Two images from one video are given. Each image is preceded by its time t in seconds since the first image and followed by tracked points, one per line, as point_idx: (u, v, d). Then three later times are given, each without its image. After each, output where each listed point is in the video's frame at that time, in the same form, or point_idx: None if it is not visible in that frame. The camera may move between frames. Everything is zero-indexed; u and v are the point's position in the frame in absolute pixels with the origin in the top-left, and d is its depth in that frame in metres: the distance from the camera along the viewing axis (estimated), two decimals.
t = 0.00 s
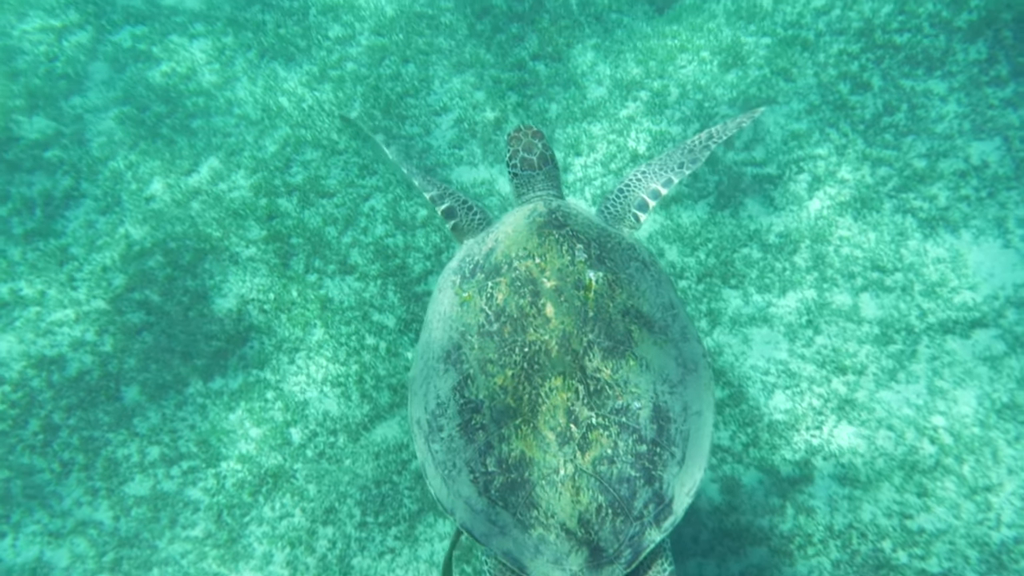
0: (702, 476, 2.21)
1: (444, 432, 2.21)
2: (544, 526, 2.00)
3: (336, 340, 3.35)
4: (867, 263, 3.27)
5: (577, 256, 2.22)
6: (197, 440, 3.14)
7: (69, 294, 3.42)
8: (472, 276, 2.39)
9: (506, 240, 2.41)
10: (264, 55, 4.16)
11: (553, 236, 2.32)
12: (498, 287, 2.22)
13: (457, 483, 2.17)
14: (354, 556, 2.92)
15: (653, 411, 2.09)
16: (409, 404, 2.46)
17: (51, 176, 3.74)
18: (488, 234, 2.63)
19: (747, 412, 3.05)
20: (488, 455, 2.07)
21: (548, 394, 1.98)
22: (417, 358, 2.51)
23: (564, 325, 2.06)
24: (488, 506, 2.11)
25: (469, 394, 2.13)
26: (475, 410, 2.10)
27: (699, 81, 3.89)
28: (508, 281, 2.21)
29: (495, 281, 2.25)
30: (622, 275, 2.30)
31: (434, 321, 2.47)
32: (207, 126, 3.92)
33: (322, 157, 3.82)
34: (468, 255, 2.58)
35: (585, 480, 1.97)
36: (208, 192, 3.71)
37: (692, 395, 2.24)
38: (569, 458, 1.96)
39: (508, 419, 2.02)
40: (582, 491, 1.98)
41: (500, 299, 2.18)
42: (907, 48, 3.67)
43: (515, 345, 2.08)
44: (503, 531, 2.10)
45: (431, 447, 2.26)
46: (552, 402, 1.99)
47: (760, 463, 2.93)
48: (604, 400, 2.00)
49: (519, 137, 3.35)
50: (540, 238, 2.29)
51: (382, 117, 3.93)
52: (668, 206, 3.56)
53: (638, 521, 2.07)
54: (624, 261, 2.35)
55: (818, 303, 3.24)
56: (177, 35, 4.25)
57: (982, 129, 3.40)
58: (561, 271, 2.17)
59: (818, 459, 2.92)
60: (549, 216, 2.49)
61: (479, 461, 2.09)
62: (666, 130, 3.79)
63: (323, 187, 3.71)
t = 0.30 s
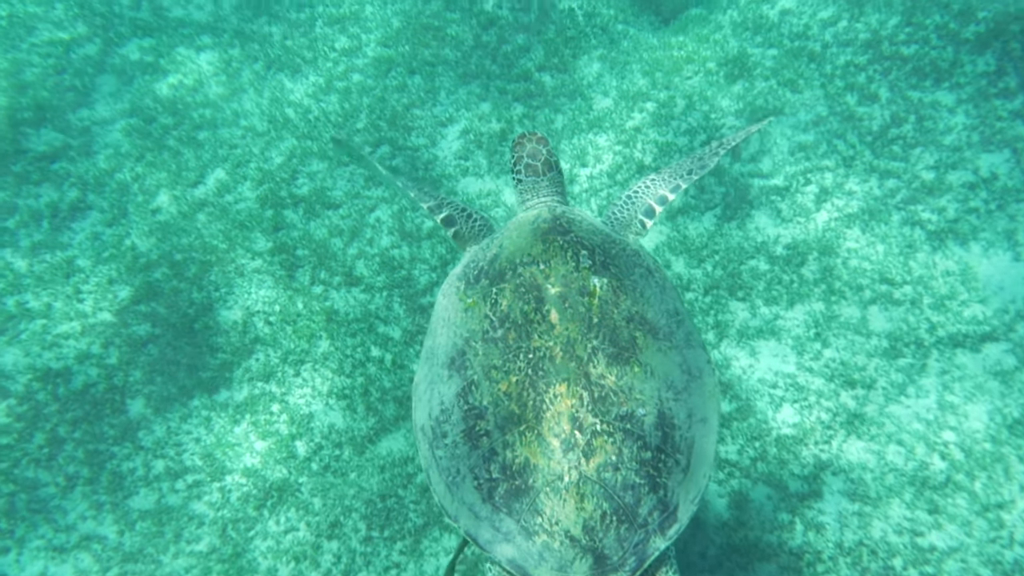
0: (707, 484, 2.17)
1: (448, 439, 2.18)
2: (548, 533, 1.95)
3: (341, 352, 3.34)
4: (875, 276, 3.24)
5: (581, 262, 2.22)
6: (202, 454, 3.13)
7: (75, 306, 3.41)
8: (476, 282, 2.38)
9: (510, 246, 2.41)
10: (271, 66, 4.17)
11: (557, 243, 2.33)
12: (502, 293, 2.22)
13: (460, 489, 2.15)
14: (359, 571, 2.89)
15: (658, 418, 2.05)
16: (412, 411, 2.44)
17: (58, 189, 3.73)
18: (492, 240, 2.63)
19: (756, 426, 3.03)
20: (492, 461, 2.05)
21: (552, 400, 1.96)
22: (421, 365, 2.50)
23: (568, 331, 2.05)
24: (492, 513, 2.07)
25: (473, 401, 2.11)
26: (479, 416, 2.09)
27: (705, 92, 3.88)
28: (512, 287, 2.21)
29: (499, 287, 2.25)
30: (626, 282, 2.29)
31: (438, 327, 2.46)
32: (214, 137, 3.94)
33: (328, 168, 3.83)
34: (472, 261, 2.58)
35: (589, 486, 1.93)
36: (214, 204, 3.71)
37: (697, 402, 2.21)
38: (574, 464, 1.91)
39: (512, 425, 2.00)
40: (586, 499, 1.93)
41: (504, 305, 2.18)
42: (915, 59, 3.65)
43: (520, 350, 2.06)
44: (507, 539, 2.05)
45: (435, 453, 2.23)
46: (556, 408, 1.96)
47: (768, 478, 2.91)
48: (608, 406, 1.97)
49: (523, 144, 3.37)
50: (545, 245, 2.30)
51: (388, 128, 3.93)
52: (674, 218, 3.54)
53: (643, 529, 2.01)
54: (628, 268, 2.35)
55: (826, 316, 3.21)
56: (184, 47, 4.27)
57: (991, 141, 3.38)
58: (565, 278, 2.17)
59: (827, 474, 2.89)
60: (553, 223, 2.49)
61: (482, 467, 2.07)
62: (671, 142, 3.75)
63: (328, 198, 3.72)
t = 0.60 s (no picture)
0: (711, 490, 2.15)
1: (451, 444, 2.17)
2: (551, 539, 1.93)
3: (346, 365, 3.33)
4: (883, 289, 3.22)
5: (585, 267, 2.20)
6: (206, 468, 3.11)
7: (80, 318, 3.40)
8: (479, 287, 2.36)
9: (514, 250, 2.39)
10: (276, 78, 4.18)
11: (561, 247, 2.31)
12: (505, 298, 2.20)
13: (464, 495, 2.13)
14: None
15: (662, 423, 2.04)
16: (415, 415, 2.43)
17: (64, 201, 3.73)
18: (495, 245, 2.61)
19: (763, 440, 3.01)
20: (496, 467, 2.03)
21: (556, 406, 1.94)
22: (424, 369, 2.48)
23: (572, 336, 2.03)
24: (496, 519, 2.05)
25: (476, 406, 2.10)
26: (482, 422, 2.07)
27: (711, 104, 3.89)
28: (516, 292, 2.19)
29: (503, 291, 2.23)
30: (630, 287, 2.28)
31: (442, 331, 2.45)
32: (220, 149, 3.95)
33: (333, 180, 3.83)
34: (475, 266, 2.56)
35: (593, 493, 1.91)
36: (220, 216, 3.71)
37: (701, 408, 2.20)
38: (578, 471, 1.90)
39: (516, 431, 1.98)
40: (590, 505, 1.92)
41: (508, 310, 2.16)
42: (922, 70, 3.63)
43: (524, 355, 2.05)
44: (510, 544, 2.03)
45: (438, 458, 2.22)
46: (560, 414, 1.94)
47: (777, 493, 2.88)
48: (611, 412, 1.95)
49: (528, 149, 3.39)
50: (549, 249, 2.28)
51: (393, 140, 3.92)
52: (680, 229, 3.55)
53: (647, 536, 2.00)
54: (631, 273, 2.34)
55: (834, 329, 3.20)
56: (190, 59, 4.28)
57: (999, 153, 3.36)
58: (569, 282, 2.14)
59: (836, 490, 2.86)
60: (557, 228, 2.47)
61: (486, 473, 2.05)
62: (677, 152, 3.76)
63: (334, 210, 3.72)
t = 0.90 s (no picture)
0: (712, 494, 2.13)
1: (452, 446, 2.16)
2: (552, 543, 1.90)
3: (349, 374, 3.32)
4: (889, 298, 3.21)
5: (587, 270, 2.19)
6: (209, 479, 3.10)
7: (83, 327, 3.39)
8: (482, 289, 2.35)
9: (516, 254, 2.39)
10: (280, 86, 4.17)
11: (563, 251, 2.30)
12: (508, 300, 2.19)
13: (465, 498, 2.12)
14: None
15: (663, 427, 2.02)
16: (417, 418, 2.43)
17: (67, 210, 3.72)
18: (497, 248, 2.60)
19: (768, 452, 3.00)
20: (497, 470, 2.01)
21: (557, 409, 1.91)
22: (426, 372, 2.48)
23: (573, 339, 2.01)
24: (497, 522, 2.03)
25: (477, 409, 2.08)
26: (484, 424, 2.05)
27: (715, 112, 3.88)
28: (518, 294, 2.18)
29: (505, 294, 2.22)
30: (632, 290, 2.27)
31: (444, 334, 2.45)
32: (223, 157, 3.94)
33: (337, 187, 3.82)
34: (478, 269, 2.56)
35: (594, 496, 1.87)
36: (223, 225, 3.70)
37: (702, 412, 2.18)
38: (579, 474, 1.86)
39: (517, 434, 1.96)
40: (591, 508, 1.88)
41: (510, 313, 2.15)
42: (927, 79, 3.62)
43: (525, 358, 2.03)
44: (511, 548, 2.02)
45: (439, 461, 2.22)
46: (561, 417, 1.91)
47: (782, 505, 2.86)
48: (613, 415, 1.92)
49: (530, 151, 3.39)
50: (551, 252, 2.27)
51: (397, 148, 3.92)
52: (684, 238, 3.55)
53: (648, 540, 1.97)
54: (634, 276, 2.32)
55: (839, 339, 3.19)
56: (194, 66, 4.28)
57: (1006, 162, 3.34)
58: (572, 285, 2.14)
59: (842, 502, 2.84)
60: (559, 231, 2.47)
61: (487, 476, 2.03)
62: (681, 162, 3.75)
63: (337, 218, 3.72)
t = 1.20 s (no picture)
0: (711, 496, 2.13)
1: (453, 447, 2.15)
2: (552, 544, 1.89)
3: (351, 382, 3.31)
4: (893, 307, 3.20)
5: (587, 270, 2.17)
6: (210, 488, 3.08)
7: (84, 334, 3.39)
8: (482, 290, 2.33)
9: (517, 254, 2.37)
10: (283, 92, 4.16)
11: (564, 251, 2.28)
12: (508, 301, 2.17)
13: (465, 499, 2.11)
14: None
15: (663, 428, 2.00)
16: (418, 418, 2.43)
17: (69, 216, 3.72)
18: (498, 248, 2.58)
19: (772, 462, 2.97)
20: (496, 471, 2.00)
21: (557, 411, 1.88)
22: (427, 373, 2.47)
23: (574, 341, 1.99)
24: (497, 523, 2.03)
25: (477, 409, 2.06)
26: (484, 425, 2.04)
27: (718, 119, 3.87)
28: (518, 295, 2.16)
29: (505, 295, 2.20)
30: (633, 291, 2.24)
31: (444, 335, 2.43)
32: (225, 163, 3.92)
33: (339, 194, 3.82)
34: (478, 269, 2.54)
35: (594, 498, 1.86)
36: (225, 231, 3.69)
37: (701, 414, 2.17)
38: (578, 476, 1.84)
39: (517, 435, 1.94)
40: (591, 510, 1.87)
41: (510, 314, 2.13)
42: (932, 86, 3.61)
43: (526, 359, 2.01)
44: (511, 549, 2.02)
45: (440, 461, 2.21)
46: (561, 419, 1.89)
47: (786, 516, 2.84)
48: (613, 417, 1.90)
49: (530, 152, 3.38)
50: (551, 252, 2.25)
51: (399, 154, 3.91)
52: (688, 245, 3.53)
53: (647, 541, 1.97)
54: (634, 277, 2.30)
55: (843, 348, 3.17)
56: (196, 71, 4.27)
57: (1011, 170, 3.32)
58: (572, 286, 2.11)
59: (847, 513, 2.82)
60: (560, 232, 2.45)
61: (487, 477, 2.02)
62: (685, 168, 3.76)
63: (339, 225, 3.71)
